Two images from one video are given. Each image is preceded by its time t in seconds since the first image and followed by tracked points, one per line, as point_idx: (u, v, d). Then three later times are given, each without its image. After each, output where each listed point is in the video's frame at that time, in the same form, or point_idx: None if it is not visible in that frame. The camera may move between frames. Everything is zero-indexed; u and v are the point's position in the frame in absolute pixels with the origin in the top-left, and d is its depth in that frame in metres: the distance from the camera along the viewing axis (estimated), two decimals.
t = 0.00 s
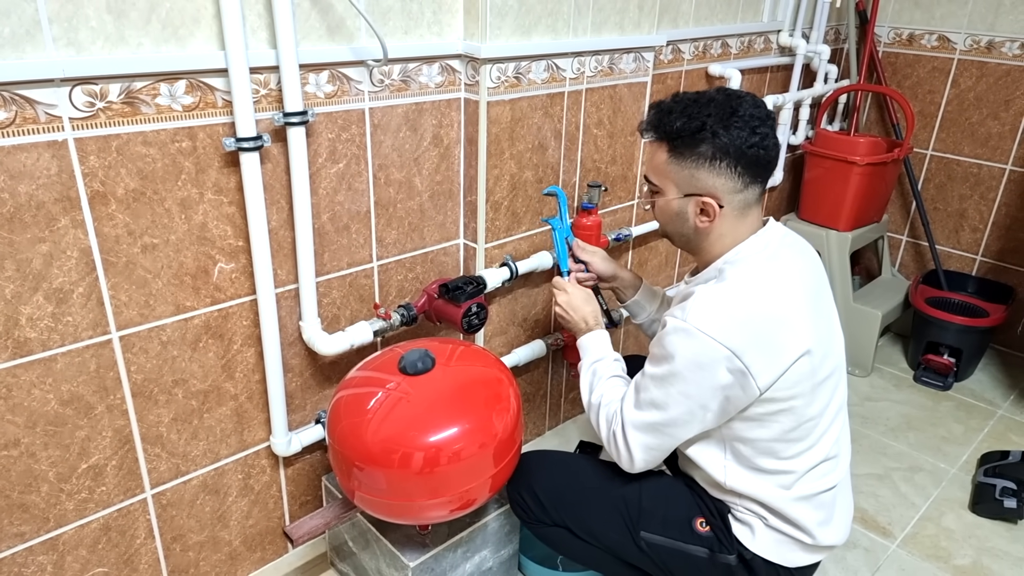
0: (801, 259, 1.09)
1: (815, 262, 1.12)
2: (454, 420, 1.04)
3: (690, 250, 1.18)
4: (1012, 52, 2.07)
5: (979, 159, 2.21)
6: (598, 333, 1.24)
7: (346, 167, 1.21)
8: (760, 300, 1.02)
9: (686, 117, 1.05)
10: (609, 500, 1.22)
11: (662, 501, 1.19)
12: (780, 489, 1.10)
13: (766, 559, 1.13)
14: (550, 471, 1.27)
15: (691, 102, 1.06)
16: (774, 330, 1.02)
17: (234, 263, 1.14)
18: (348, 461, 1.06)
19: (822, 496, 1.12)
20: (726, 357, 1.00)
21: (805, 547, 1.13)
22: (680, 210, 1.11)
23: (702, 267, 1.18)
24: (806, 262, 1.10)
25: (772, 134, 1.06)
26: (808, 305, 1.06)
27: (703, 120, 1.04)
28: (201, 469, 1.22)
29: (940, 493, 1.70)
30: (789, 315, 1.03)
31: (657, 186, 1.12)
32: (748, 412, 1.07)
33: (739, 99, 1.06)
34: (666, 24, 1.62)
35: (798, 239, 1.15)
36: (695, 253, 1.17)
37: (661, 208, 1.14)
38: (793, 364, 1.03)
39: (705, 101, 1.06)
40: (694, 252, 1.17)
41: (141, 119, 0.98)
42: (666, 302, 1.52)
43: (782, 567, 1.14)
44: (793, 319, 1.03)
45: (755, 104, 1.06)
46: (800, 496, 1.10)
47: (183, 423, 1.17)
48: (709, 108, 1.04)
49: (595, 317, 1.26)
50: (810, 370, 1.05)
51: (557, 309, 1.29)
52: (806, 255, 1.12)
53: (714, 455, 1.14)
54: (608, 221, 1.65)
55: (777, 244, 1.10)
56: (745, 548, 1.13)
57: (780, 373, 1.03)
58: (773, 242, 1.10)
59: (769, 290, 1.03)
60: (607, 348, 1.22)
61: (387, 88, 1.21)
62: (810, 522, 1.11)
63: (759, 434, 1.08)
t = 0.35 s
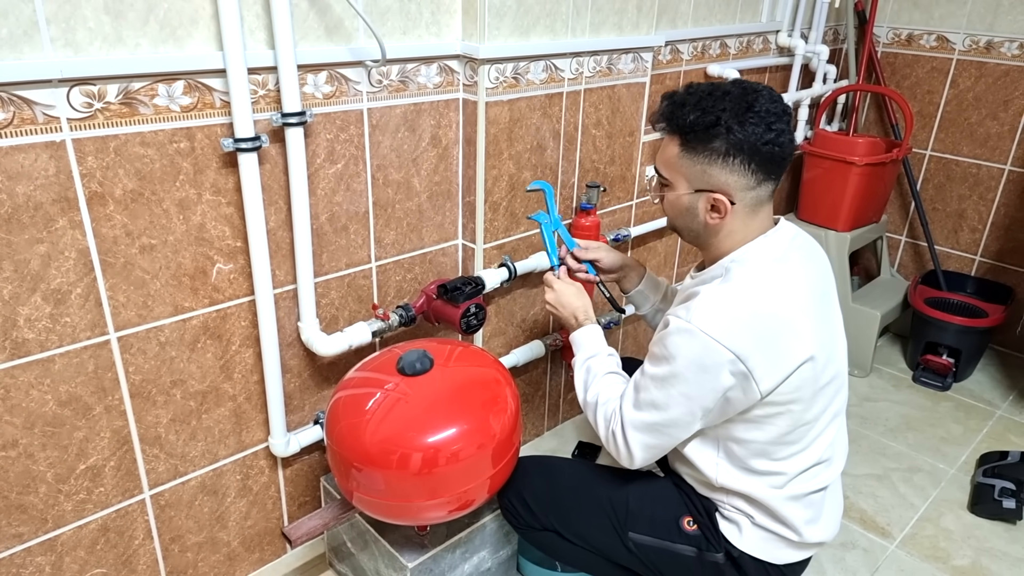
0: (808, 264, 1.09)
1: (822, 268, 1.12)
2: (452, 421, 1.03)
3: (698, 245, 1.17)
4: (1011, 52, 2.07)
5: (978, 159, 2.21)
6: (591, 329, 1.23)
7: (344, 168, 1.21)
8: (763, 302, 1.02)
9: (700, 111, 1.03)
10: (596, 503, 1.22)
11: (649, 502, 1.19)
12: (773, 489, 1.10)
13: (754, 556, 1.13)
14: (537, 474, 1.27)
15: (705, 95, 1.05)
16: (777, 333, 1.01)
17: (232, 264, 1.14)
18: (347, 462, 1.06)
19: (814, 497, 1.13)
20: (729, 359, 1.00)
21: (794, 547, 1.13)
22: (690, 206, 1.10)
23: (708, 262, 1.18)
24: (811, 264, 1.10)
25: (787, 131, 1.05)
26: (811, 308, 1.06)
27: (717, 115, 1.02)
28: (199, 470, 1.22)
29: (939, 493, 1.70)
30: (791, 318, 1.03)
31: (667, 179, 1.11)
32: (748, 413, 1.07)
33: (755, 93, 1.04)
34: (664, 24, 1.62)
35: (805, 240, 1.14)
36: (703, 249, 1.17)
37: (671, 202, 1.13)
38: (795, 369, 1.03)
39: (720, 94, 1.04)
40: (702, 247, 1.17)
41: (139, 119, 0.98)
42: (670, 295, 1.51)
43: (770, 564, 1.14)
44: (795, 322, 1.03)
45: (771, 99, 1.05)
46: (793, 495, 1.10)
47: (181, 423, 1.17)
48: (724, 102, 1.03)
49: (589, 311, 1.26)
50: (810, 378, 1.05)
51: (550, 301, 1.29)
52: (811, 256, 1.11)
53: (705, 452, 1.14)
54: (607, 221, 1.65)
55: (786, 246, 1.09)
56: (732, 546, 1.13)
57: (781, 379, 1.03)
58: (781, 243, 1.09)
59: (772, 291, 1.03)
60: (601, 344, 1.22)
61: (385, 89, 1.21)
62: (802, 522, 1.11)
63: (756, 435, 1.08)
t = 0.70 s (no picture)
0: (810, 265, 1.09)
1: (824, 269, 1.11)
2: (451, 422, 1.03)
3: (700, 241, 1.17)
4: (1009, 54, 2.08)
5: (977, 161, 2.21)
6: (592, 329, 1.23)
7: (342, 169, 1.21)
8: (763, 302, 1.01)
9: (706, 106, 1.03)
10: (587, 509, 1.21)
11: (640, 505, 1.20)
12: (767, 489, 1.10)
13: (745, 556, 1.13)
14: (528, 481, 1.27)
15: (712, 90, 1.05)
16: (776, 333, 1.01)
17: (231, 265, 1.13)
18: (345, 463, 1.05)
19: (807, 498, 1.13)
20: (728, 360, 1.00)
21: (785, 547, 1.14)
22: (694, 202, 1.10)
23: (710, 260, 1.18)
24: (812, 264, 1.10)
25: (795, 129, 1.04)
26: (810, 308, 1.06)
27: (724, 111, 1.02)
28: (197, 471, 1.22)
29: (938, 495, 1.70)
30: (790, 319, 1.03)
31: (671, 175, 1.11)
32: (746, 412, 1.07)
33: (763, 90, 1.04)
34: (663, 26, 1.62)
35: (807, 239, 1.13)
36: (705, 246, 1.17)
37: (675, 198, 1.13)
38: (793, 371, 1.03)
39: (727, 89, 1.04)
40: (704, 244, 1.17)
41: (137, 120, 0.97)
42: (662, 288, 1.48)
43: (763, 564, 1.14)
44: (794, 323, 1.03)
45: (779, 96, 1.04)
46: (787, 496, 1.10)
47: (179, 425, 1.17)
48: (732, 98, 1.02)
49: (586, 312, 1.26)
50: (808, 381, 1.05)
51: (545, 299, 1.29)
52: (812, 256, 1.11)
53: (699, 451, 1.14)
54: (606, 222, 1.65)
55: (788, 246, 1.09)
56: (723, 547, 1.13)
57: (779, 380, 1.03)
58: (784, 243, 1.09)
59: (772, 291, 1.03)
60: (602, 344, 1.21)
61: (384, 91, 1.21)
62: (795, 523, 1.11)
63: (752, 435, 1.08)
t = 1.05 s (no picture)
0: (808, 270, 1.09)
1: (822, 273, 1.12)
2: (449, 424, 1.03)
3: (700, 246, 1.17)
4: (1008, 58, 2.08)
5: (975, 164, 2.21)
6: (591, 330, 1.22)
7: (341, 170, 1.21)
8: (764, 308, 1.01)
9: (704, 113, 1.03)
10: (583, 515, 1.21)
11: (637, 510, 1.20)
12: (767, 492, 1.10)
13: (744, 559, 1.13)
14: (524, 488, 1.26)
15: (709, 96, 1.04)
16: (777, 340, 1.02)
17: (229, 266, 1.13)
18: (343, 466, 1.05)
19: (806, 501, 1.13)
20: (729, 366, 1.00)
21: (784, 549, 1.14)
22: (694, 209, 1.10)
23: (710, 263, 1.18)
24: (811, 269, 1.10)
25: (793, 132, 1.05)
26: (810, 313, 1.06)
27: (724, 117, 1.02)
28: (194, 472, 1.21)
29: (936, 498, 1.70)
30: (791, 324, 1.03)
31: (669, 182, 1.11)
32: (746, 417, 1.07)
33: (761, 94, 1.04)
34: (663, 28, 1.62)
35: (806, 243, 1.14)
36: (704, 251, 1.17)
37: (674, 205, 1.12)
38: (793, 377, 1.03)
39: (725, 95, 1.04)
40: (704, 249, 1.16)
41: (136, 121, 0.97)
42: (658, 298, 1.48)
43: (761, 567, 1.14)
44: (794, 328, 1.03)
45: (777, 99, 1.05)
46: (787, 499, 1.10)
47: (177, 426, 1.16)
48: (731, 104, 1.02)
49: (586, 313, 1.26)
50: (807, 386, 1.06)
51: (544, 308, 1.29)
52: (811, 261, 1.11)
53: (698, 454, 1.14)
54: (605, 224, 1.65)
55: (787, 251, 1.09)
56: (721, 550, 1.14)
57: (780, 387, 1.03)
58: (784, 247, 1.09)
59: (772, 297, 1.03)
60: (602, 345, 1.21)
61: (383, 92, 1.21)
62: (795, 526, 1.11)
63: (752, 440, 1.08)
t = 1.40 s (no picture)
0: (810, 275, 1.09)
1: (822, 278, 1.12)
2: (448, 429, 1.03)
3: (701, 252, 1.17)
4: (1008, 61, 2.08)
5: (975, 167, 2.21)
6: (590, 343, 1.23)
7: (341, 174, 1.21)
8: (768, 315, 1.02)
9: (704, 120, 1.02)
10: (584, 520, 1.21)
11: (637, 515, 1.19)
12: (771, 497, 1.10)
13: (745, 565, 1.13)
14: (524, 493, 1.26)
15: (709, 103, 1.04)
16: (781, 346, 1.02)
17: (229, 270, 1.13)
18: (343, 472, 1.05)
19: (808, 505, 1.13)
20: (734, 374, 1.00)
21: (786, 554, 1.14)
22: (696, 215, 1.10)
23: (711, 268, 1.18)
24: (812, 274, 1.10)
25: (793, 136, 1.05)
26: (813, 319, 1.06)
27: (724, 123, 1.01)
28: (194, 477, 1.21)
29: (938, 503, 1.69)
30: (795, 331, 1.03)
31: (669, 189, 1.11)
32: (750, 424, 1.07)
33: (759, 99, 1.04)
34: (662, 32, 1.62)
35: (806, 248, 1.14)
36: (705, 255, 1.17)
37: (675, 212, 1.12)
38: (797, 383, 1.03)
39: (724, 100, 1.04)
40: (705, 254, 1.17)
41: (136, 126, 0.98)
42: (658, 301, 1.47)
43: (762, 572, 1.14)
44: (798, 335, 1.03)
45: (775, 104, 1.05)
46: (791, 504, 1.10)
47: (176, 431, 1.17)
48: (731, 110, 1.02)
49: (581, 325, 1.26)
50: (811, 392, 1.06)
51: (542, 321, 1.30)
52: (812, 266, 1.11)
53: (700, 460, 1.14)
54: (604, 228, 1.65)
55: (788, 256, 1.09)
56: (722, 555, 1.14)
57: (785, 393, 1.03)
58: (785, 252, 1.09)
59: (776, 303, 1.03)
60: (602, 357, 1.21)
61: (383, 96, 1.21)
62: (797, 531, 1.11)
63: (756, 446, 1.08)
